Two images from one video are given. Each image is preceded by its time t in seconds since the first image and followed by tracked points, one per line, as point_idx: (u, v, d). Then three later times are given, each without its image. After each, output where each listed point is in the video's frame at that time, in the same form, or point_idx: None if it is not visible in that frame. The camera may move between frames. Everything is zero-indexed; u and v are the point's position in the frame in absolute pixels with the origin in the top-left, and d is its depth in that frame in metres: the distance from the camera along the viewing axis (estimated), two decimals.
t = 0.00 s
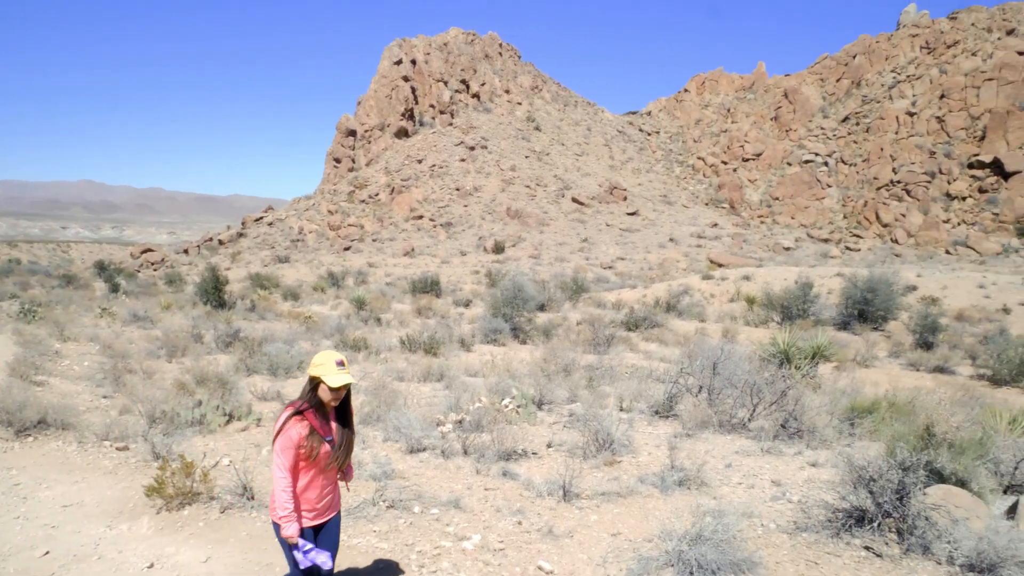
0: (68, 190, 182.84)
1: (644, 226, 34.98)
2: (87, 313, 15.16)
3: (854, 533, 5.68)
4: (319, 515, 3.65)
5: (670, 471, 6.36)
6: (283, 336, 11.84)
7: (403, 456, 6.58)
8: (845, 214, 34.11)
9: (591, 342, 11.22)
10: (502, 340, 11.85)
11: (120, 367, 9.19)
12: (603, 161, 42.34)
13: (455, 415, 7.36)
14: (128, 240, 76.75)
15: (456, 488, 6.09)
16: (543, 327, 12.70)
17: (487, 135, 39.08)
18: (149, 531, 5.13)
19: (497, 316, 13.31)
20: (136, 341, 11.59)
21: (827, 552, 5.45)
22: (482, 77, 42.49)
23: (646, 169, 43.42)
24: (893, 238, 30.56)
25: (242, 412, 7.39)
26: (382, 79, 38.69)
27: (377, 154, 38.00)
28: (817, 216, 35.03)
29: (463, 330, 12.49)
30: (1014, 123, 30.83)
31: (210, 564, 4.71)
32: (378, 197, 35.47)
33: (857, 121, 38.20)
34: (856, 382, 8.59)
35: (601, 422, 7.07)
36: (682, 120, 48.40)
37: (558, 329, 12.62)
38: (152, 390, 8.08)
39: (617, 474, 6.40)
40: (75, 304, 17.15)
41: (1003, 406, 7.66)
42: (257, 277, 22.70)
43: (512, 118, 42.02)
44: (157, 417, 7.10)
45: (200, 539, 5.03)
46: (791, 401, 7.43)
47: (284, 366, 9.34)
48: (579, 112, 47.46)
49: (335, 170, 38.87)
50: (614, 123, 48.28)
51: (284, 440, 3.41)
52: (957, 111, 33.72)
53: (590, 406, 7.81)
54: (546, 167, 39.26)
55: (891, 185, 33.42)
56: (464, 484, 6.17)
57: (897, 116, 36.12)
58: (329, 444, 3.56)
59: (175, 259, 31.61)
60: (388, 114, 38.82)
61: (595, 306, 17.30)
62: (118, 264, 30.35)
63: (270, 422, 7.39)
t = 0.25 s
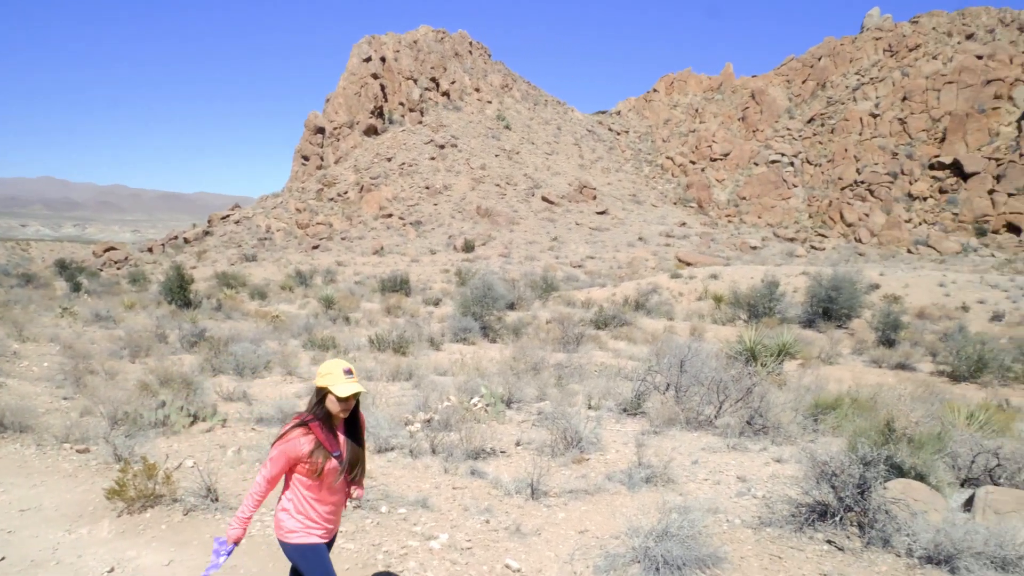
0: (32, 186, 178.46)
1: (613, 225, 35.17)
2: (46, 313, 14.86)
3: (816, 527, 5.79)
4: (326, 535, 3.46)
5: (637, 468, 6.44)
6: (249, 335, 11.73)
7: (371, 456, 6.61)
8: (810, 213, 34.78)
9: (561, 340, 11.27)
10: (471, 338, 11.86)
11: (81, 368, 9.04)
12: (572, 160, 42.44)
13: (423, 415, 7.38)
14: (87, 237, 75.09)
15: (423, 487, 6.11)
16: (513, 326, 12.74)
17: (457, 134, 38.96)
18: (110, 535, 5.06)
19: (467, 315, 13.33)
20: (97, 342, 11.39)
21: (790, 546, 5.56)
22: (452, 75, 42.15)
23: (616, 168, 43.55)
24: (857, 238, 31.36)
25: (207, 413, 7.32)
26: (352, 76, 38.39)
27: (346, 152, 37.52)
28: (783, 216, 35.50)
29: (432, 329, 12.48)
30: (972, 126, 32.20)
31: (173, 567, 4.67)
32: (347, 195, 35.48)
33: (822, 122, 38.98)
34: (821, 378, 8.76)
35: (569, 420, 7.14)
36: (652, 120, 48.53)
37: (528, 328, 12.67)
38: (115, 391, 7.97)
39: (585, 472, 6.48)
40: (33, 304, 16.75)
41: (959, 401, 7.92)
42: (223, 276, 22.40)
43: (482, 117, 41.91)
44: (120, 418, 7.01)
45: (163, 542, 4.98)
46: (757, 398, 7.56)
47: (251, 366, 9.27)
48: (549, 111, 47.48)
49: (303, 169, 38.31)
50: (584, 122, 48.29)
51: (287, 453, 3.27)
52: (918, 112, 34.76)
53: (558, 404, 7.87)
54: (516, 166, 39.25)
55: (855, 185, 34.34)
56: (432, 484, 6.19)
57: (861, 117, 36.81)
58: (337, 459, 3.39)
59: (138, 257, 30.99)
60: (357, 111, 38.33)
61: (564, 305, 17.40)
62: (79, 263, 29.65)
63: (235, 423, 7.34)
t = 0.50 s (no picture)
0: None
1: (580, 224, 35.36)
2: None
3: (777, 522, 5.92)
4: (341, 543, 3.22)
5: (602, 466, 6.54)
6: (211, 335, 11.58)
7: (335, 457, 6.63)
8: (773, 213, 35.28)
9: (528, 338, 11.28)
10: (438, 337, 11.86)
11: (36, 369, 8.86)
12: (539, 159, 42.56)
13: (388, 414, 7.42)
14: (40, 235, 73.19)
15: (388, 487, 6.13)
16: (479, 325, 12.78)
17: (424, 131, 38.96)
18: (64, 540, 4.98)
19: (433, 313, 13.33)
20: (52, 342, 11.16)
21: (751, 541, 5.69)
22: (418, 73, 41.84)
23: (582, 167, 43.72)
24: (818, 237, 31.73)
25: (167, 413, 7.25)
26: (316, 73, 37.95)
27: (311, 149, 37.18)
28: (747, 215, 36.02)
29: (398, 328, 12.45)
30: (929, 127, 33.42)
31: (129, 572, 4.61)
32: (312, 192, 35.00)
33: (784, 124, 39.85)
34: (784, 376, 8.94)
35: (534, 418, 7.21)
36: (618, 118, 48.57)
37: (494, 327, 12.70)
38: (72, 393, 7.84)
39: (549, 469, 6.56)
40: None
41: (916, 396, 8.16)
42: (184, 275, 22.08)
43: (449, 114, 41.91)
44: (77, 420, 6.89)
45: (121, 546, 4.91)
46: (720, 395, 7.69)
47: (213, 366, 9.18)
48: (516, 109, 47.50)
49: (267, 165, 37.67)
50: (550, 121, 48.32)
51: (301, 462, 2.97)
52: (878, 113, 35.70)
53: (524, 402, 7.92)
54: (483, 164, 39.27)
55: (816, 185, 35.00)
56: (397, 483, 6.22)
57: (823, 118, 37.68)
58: (353, 462, 3.14)
59: (97, 255, 30.32)
60: (322, 108, 38.01)
61: (531, 303, 17.50)
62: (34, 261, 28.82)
63: (196, 423, 7.30)
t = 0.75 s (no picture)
0: None
1: (544, 222, 35.56)
2: None
3: (736, 517, 6.04)
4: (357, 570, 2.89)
5: (564, 463, 6.64)
6: (169, 335, 11.42)
7: (296, 457, 6.67)
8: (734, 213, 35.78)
9: (492, 337, 11.34)
10: (401, 336, 11.86)
11: None
12: (504, 158, 42.65)
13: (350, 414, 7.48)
14: None
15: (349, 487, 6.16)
16: (444, 324, 12.81)
17: (387, 130, 39.07)
18: (14, 547, 4.89)
19: (398, 312, 13.33)
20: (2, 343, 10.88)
21: (710, 536, 5.80)
22: (382, 70, 42.09)
23: (546, 167, 43.84)
24: (778, 236, 32.45)
25: (123, 416, 7.17)
26: (278, 69, 37.21)
27: (273, 146, 36.45)
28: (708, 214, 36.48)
29: (362, 327, 12.42)
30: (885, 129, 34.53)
31: None
32: (273, 190, 34.41)
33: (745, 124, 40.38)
34: (744, 373, 9.12)
35: (498, 416, 7.29)
36: (582, 118, 48.79)
37: (458, 326, 12.75)
38: (23, 395, 7.66)
39: (512, 468, 6.64)
40: None
41: (872, 391, 8.39)
42: (141, 274, 21.71)
43: (413, 112, 41.98)
44: (28, 424, 6.76)
45: (72, 552, 4.84)
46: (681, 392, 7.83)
47: (171, 366, 9.06)
48: (481, 108, 47.58)
49: (227, 163, 36.56)
50: (515, 120, 48.30)
51: (316, 481, 2.65)
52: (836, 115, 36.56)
53: (487, 401, 7.98)
54: (448, 162, 39.33)
55: (776, 185, 35.52)
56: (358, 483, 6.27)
57: (783, 119, 38.38)
58: (371, 482, 2.81)
59: (51, 254, 29.58)
60: (284, 105, 37.32)
61: (495, 302, 17.60)
62: None
63: (153, 425, 7.24)
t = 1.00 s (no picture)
0: None
1: (506, 221, 35.55)
2: None
3: (694, 512, 6.15)
4: None
5: (524, 462, 6.73)
6: (123, 335, 11.21)
7: (253, 459, 6.70)
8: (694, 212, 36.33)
9: (453, 336, 11.35)
10: (362, 335, 11.83)
11: None
12: (466, 155, 42.30)
13: (308, 415, 7.52)
14: None
15: (306, 489, 6.17)
16: (405, 322, 12.80)
17: (348, 127, 38.96)
18: None
19: (358, 311, 13.27)
20: None
21: (668, 531, 5.91)
22: (342, 67, 41.89)
23: (509, 165, 43.44)
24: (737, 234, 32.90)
25: (74, 419, 7.07)
26: (236, 65, 37.22)
27: (230, 143, 36.47)
28: (669, 213, 36.85)
29: (321, 327, 12.35)
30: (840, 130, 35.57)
31: None
32: (231, 187, 34.13)
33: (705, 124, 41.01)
34: (703, 372, 9.30)
35: (458, 416, 7.36)
36: (544, 117, 48.76)
37: (420, 324, 12.76)
38: None
39: (472, 467, 6.71)
40: None
41: (827, 387, 8.62)
42: (93, 273, 21.22)
43: (374, 109, 41.71)
44: None
45: (17, 560, 4.75)
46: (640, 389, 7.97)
47: (125, 367, 8.92)
48: (443, 105, 47.18)
49: (184, 159, 36.75)
50: (477, 118, 48.08)
51: (354, 483, 2.56)
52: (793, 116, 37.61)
53: (447, 400, 8.03)
54: (409, 160, 39.02)
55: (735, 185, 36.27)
56: (316, 484, 6.29)
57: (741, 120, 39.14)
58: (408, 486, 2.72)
59: None
60: (242, 101, 37.32)
61: (457, 300, 17.65)
62: None
63: (105, 428, 7.17)
